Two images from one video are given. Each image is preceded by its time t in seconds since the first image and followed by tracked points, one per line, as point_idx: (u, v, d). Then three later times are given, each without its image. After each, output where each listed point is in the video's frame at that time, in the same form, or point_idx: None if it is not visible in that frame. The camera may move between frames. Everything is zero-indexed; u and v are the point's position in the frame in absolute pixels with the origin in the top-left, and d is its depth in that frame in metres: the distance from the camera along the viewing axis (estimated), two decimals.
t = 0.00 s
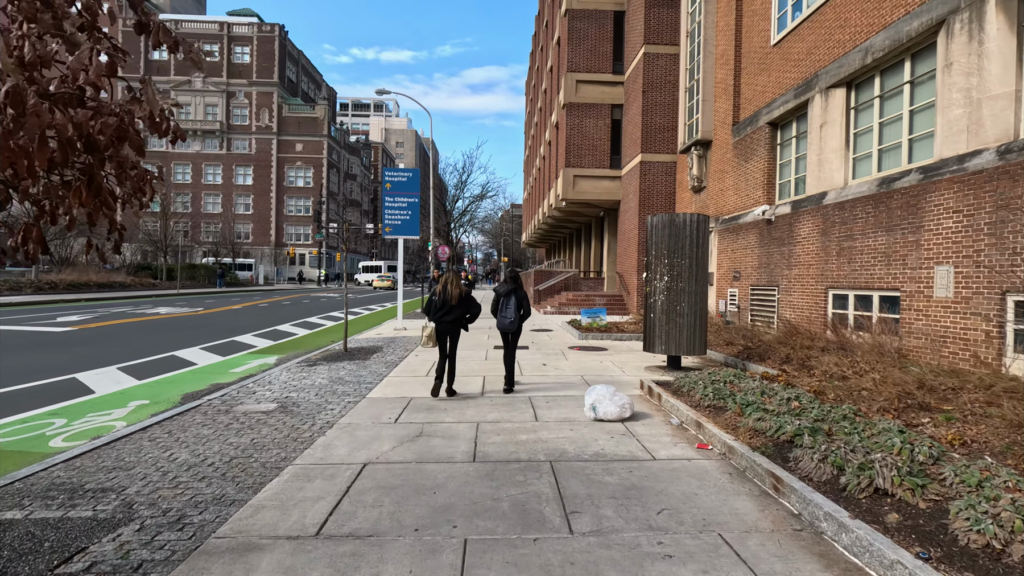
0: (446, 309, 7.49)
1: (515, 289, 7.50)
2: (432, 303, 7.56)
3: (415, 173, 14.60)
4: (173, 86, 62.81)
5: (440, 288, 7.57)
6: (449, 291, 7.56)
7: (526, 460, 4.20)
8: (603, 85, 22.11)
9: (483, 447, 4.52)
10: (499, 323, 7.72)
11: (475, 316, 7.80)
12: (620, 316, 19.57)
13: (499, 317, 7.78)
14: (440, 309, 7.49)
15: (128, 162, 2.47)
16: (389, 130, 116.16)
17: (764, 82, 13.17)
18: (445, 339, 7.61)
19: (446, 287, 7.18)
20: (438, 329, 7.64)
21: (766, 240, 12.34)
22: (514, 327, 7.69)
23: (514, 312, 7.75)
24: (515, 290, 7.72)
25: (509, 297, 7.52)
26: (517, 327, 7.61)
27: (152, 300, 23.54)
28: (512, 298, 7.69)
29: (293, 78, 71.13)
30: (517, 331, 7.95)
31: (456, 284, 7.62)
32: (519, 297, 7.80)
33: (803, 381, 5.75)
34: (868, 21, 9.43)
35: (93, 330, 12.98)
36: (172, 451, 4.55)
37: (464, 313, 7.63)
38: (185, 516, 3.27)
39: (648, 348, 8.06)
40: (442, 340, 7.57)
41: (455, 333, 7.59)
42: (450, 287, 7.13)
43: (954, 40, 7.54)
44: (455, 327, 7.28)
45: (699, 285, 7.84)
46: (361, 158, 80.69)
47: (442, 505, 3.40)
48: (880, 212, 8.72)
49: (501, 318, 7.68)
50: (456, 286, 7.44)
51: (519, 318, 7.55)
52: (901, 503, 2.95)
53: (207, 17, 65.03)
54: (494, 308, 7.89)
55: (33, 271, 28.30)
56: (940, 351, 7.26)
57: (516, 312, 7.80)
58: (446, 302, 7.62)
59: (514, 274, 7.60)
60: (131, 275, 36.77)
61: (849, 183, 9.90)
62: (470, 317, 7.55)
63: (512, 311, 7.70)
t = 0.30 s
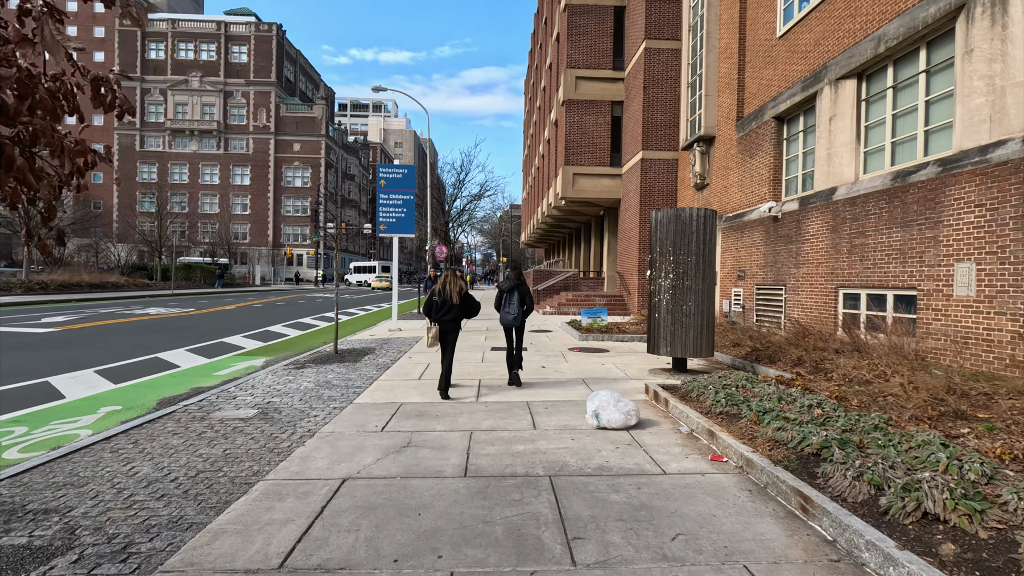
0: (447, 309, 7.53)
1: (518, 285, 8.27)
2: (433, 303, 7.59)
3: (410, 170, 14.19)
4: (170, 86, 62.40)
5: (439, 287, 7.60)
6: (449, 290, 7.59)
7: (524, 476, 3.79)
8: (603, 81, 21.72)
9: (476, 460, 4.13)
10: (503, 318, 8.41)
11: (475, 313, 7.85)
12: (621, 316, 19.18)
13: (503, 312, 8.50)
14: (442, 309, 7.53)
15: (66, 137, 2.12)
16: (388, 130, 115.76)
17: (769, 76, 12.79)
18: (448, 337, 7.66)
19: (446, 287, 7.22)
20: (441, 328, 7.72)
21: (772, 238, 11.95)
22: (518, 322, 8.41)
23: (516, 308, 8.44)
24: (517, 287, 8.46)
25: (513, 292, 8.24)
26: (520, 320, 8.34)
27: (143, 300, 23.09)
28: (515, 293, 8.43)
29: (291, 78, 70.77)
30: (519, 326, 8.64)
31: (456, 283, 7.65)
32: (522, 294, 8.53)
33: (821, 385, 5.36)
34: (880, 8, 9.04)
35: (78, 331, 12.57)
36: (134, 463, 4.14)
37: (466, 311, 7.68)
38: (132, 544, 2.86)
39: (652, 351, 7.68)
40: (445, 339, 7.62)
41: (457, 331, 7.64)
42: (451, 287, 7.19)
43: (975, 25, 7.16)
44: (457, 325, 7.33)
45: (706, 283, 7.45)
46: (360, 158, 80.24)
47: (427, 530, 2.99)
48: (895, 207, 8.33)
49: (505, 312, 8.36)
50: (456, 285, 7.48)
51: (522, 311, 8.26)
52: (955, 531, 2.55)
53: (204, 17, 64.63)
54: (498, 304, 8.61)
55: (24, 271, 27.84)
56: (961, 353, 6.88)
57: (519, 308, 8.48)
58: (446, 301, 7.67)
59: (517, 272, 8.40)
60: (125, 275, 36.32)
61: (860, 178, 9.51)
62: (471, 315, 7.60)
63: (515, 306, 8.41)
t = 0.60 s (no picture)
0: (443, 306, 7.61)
1: (522, 289, 8.07)
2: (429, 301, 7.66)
3: (406, 167, 13.79)
4: (169, 85, 62.09)
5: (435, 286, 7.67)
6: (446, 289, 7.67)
7: (517, 505, 3.38)
8: (604, 78, 21.32)
9: (465, 484, 3.73)
10: (505, 323, 8.24)
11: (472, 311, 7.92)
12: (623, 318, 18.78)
13: (507, 316, 8.33)
14: (438, 307, 7.60)
15: None
16: (388, 130, 115.47)
17: (776, 71, 12.39)
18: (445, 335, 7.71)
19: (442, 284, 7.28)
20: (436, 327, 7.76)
21: (780, 239, 11.55)
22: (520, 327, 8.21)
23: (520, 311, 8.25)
24: (522, 291, 8.27)
25: (516, 296, 8.06)
26: (523, 325, 8.14)
27: (136, 302, 22.68)
28: (519, 298, 8.24)
29: (291, 78, 70.45)
30: (523, 331, 8.46)
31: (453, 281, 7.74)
32: (527, 298, 8.30)
33: (841, 397, 4.95)
34: None
35: (61, 334, 12.18)
36: (85, 487, 3.72)
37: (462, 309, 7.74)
38: None
39: (657, 357, 7.26)
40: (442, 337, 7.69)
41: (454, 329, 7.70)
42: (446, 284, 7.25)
43: (1000, 11, 6.75)
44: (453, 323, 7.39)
45: (713, 285, 7.04)
46: (360, 158, 79.85)
47: None
48: (912, 206, 7.92)
49: (508, 317, 8.17)
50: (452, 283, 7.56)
51: (526, 316, 8.06)
52: None
53: (203, 16, 64.26)
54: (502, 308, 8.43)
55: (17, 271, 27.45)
56: (987, 360, 6.46)
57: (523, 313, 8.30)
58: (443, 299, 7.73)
59: (522, 276, 8.21)
60: (120, 276, 35.93)
61: (874, 176, 9.10)
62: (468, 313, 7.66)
63: (519, 311, 8.21)
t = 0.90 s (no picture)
0: (439, 304, 7.65)
1: (524, 283, 8.21)
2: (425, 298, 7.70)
3: (399, 161, 13.37)
4: (165, 83, 61.58)
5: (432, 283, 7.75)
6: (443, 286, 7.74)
7: (502, 527, 2.97)
8: (603, 73, 20.89)
9: (446, 501, 3.32)
10: (508, 316, 8.42)
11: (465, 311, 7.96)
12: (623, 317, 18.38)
13: (509, 309, 8.46)
14: (433, 304, 7.65)
15: None
16: (387, 129, 114.96)
17: (782, 61, 11.99)
18: (438, 333, 7.74)
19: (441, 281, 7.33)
20: (432, 326, 7.74)
21: (785, 235, 11.16)
22: (524, 318, 8.37)
23: (523, 303, 8.40)
24: (523, 284, 8.43)
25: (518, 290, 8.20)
26: (526, 317, 8.30)
27: (126, 300, 22.25)
28: (521, 290, 8.37)
29: (288, 76, 69.93)
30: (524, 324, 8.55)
31: (450, 280, 7.81)
32: (529, 290, 8.44)
33: (861, 402, 4.56)
34: None
35: (41, 333, 11.77)
36: (19, 503, 3.32)
37: (457, 308, 7.80)
38: None
39: (659, 358, 6.86)
40: (435, 336, 7.70)
41: (448, 328, 7.72)
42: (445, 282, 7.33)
43: None
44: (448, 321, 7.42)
45: (719, 281, 6.64)
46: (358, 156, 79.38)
47: None
48: (927, 199, 7.52)
49: (511, 309, 8.30)
50: (450, 281, 7.64)
51: (529, 309, 8.21)
52: None
53: (199, 13, 63.72)
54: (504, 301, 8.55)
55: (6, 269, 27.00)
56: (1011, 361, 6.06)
57: (525, 305, 8.44)
58: (439, 297, 7.78)
59: (523, 269, 8.36)
60: (114, 275, 35.49)
61: (885, 168, 8.71)
62: (463, 312, 7.73)
63: (521, 303, 8.38)
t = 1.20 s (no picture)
0: (437, 308, 7.50)
1: (523, 287, 7.92)
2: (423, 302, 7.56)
3: (393, 160, 12.95)
4: (161, 82, 61.16)
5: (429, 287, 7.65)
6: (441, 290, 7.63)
7: None
8: (602, 71, 20.50)
9: (426, 543, 2.93)
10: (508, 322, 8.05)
11: (465, 315, 7.82)
12: (622, 320, 18.01)
13: (509, 317, 8.13)
14: (431, 308, 7.50)
15: None
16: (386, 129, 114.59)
17: (787, 57, 11.62)
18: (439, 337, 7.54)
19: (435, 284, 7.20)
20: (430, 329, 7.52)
21: (791, 237, 10.79)
22: (524, 325, 7.98)
23: (523, 309, 8.03)
24: (523, 289, 8.10)
25: (518, 295, 7.91)
26: (526, 323, 7.92)
27: (116, 302, 21.85)
28: (521, 295, 8.03)
29: (286, 75, 69.52)
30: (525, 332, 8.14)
31: (447, 284, 7.70)
32: (529, 295, 8.11)
33: (884, 421, 4.19)
34: None
35: (21, 338, 11.37)
36: None
37: (457, 311, 7.64)
38: None
39: (663, 369, 6.48)
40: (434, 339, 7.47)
41: (446, 332, 7.49)
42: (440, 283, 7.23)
43: None
44: (446, 324, 7.23)
45: (725, 288, 6.27)
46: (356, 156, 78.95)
47: None
48: (943, 200, 7.16)
49: (510, 316, 7.95)
50: (447, 284, 7.53)
51: (529, 314, 7.85)
52: None
53: (195, 12, 63.27)
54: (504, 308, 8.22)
55: None
56: None
57: (526, 312, 8.08)
58: (437, 301, 7.64)
59: (523, 273, 8.04)
60: (107, 276, 35.08)
61: (897, 168, 8.33)
62: (461, 315, 7.44)
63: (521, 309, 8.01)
